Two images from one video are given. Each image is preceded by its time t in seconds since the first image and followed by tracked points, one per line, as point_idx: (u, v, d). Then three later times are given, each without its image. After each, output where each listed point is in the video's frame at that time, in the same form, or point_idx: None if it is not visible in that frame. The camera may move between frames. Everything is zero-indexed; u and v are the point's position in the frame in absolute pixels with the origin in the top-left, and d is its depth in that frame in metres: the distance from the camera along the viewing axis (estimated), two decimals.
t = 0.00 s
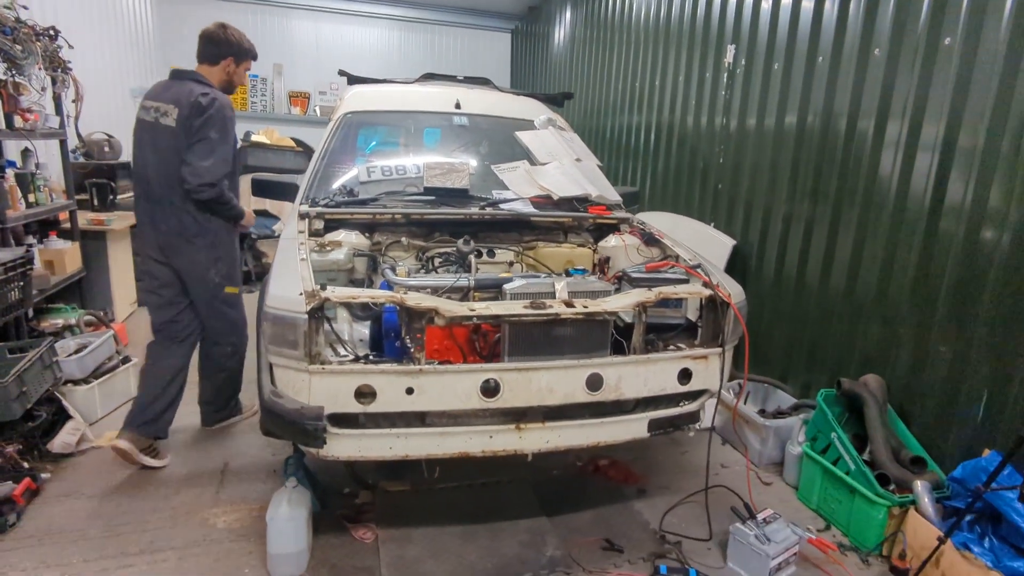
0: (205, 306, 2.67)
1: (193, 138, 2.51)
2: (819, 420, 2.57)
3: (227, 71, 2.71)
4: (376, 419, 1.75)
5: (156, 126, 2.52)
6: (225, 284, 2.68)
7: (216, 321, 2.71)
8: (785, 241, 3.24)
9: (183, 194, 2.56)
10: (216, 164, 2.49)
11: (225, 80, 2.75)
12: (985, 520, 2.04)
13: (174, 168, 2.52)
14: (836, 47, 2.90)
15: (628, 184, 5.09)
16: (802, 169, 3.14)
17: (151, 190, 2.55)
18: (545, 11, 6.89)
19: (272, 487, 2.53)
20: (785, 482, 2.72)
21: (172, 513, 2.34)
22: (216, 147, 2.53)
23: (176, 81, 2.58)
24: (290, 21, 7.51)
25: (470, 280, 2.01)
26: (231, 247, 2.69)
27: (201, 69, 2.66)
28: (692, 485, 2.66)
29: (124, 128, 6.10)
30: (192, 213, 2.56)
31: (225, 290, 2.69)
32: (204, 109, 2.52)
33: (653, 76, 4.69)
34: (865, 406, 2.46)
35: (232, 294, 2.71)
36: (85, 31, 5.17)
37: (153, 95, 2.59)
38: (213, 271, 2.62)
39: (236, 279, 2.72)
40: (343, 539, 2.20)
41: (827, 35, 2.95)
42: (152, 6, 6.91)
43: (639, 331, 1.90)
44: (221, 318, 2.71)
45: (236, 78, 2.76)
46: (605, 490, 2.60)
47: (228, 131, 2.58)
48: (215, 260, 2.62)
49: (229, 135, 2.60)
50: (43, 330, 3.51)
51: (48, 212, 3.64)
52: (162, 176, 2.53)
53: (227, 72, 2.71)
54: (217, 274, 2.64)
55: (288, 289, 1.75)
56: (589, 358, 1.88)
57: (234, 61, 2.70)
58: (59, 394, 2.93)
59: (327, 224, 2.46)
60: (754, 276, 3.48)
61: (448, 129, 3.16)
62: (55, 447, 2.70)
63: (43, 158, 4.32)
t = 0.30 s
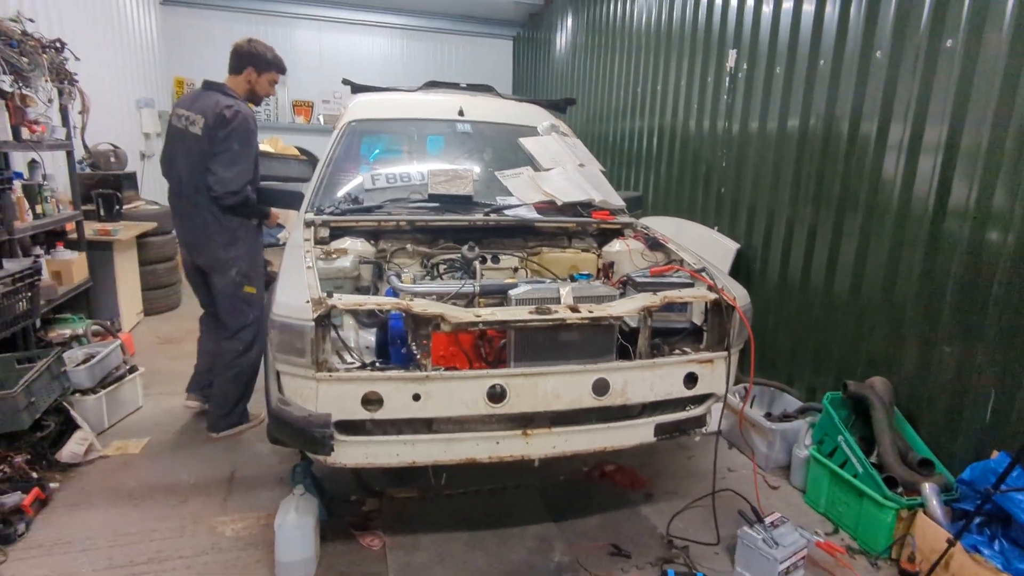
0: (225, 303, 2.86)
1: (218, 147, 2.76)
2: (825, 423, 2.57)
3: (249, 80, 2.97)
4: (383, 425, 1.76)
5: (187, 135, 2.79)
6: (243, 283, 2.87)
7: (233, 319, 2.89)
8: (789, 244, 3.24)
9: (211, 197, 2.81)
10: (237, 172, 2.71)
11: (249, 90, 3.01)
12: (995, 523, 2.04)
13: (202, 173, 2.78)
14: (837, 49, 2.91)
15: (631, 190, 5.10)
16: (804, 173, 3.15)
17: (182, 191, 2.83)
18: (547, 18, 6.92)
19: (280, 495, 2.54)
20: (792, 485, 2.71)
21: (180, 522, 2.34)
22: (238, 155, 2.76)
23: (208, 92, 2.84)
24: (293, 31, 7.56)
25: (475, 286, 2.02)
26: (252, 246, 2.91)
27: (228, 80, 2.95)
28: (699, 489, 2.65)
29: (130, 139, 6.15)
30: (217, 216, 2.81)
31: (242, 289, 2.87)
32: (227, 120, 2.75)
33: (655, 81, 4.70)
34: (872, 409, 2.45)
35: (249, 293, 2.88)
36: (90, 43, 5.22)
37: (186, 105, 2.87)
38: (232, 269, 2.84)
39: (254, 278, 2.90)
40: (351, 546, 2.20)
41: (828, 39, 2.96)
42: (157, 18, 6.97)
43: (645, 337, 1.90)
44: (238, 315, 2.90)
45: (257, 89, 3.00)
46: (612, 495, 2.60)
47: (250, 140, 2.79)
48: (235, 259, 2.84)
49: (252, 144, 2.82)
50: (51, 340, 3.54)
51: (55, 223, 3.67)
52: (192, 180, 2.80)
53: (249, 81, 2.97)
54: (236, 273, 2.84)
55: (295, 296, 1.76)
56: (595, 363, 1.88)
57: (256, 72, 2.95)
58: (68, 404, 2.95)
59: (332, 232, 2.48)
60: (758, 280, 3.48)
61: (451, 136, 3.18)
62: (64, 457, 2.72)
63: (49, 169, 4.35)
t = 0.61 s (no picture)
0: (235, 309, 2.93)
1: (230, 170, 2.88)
2: (838, 439, 2.54)
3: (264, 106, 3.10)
4: (393, 441, 1.75)
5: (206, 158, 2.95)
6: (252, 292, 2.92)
7: (245, 327, 2.96)
8: (799, 258, 3.23)
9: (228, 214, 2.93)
10: (249, 191, 2.82)
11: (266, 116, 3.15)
12: (1013, 542, 1.98)
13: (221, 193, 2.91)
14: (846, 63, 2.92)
15: (639, 203, 5.10)
16: (813, 187, 3.14)
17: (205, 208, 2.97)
18: (554, 32, 6.97)
19: (288, 510, 2.53)
20: (804, 502, 2.68)
21: (187, 537, 2.34)
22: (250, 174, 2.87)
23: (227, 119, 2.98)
24: (303, 45, 7.63)
25: (486, 300, 2.02)
26: (265, 261, 2.98)
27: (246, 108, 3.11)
28: (710, 506, 2.63)
29: (141, 152, 6.20)
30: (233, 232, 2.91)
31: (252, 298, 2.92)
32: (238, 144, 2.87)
33: (663, 95, 4.71)
34: (885, 426, 2.42)
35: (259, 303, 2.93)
36: (103, 57, 5.28)
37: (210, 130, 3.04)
38: (242, 278, 2.91)
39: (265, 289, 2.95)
40: (359, 562, 2.19)
41: (837, 53, 2.97)
42: (169, 32, 7.05)
43: (655, 352, 1.89)
44: (250, 324, 2.96)
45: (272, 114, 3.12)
46: (621, 512, 2.58)
47: (261, 162, 2.90)
48: (247, 270, 2.91)
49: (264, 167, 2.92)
50: (61, 353, 3.55)
51: (67, 236, 3.69)
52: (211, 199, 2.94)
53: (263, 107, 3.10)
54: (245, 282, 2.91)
55: (308, 309, 1.77)
56: (606, 378, 1.87)
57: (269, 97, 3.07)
58: (77, 417, 2.95)
59: (342, 246, 2.49)
60: (768, 294, 3.47)
61: (460, 150, 3.19)
62: (72, 471, 2.72)
63: (62, 182, 4.39)
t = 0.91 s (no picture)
0: (240, 301, 3.27)
1: (231, 172, 3.18)
2: (847, 456, 2.52)
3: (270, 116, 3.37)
4: (400, 455, 1.74)
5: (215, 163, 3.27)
6: (255, 287, 3.24)
7: (250, 317, 3.29)
8: (806, 274, 3.22)
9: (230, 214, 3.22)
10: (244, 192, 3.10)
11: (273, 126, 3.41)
12: None
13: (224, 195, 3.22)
14: (853, 79, 2.93)
15: (644, 217, 5.11)
16: (820, 202, 3.14)
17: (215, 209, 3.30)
18: (560, 47, 7.02)
19: (293, 523, 2.52)
20: (812, 520, 2.66)
21: (191, 550, 2.32)
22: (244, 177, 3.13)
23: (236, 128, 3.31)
24: (311, 59, 7.71)
25: (493, 314, 2.02)
26: (265, 258, 3.25)
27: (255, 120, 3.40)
28: (716, 522, 2.61)
29: (149, 164, 6.24)
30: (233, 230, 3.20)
31: (254, 292, 3.24)
32: (239, 149, 3.17)
33: (669, 109, 4.74)
34: (894, 443, 2.40)
35: (261, 296, 3.26)
36: (115, 70, 5.35)
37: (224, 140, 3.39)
38: (244, 275, 3.22)
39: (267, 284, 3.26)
40: None
41: (844, 69, 2.98)
42: (178, 46, 7.13)
43: (663, 367, 1.89)
44: (253, 315, 3.29)
45: (278, 124, 3.39)
46: (628, 528, 2.56)
47: (257, 165, 3.17)
48: (248, 267, 3.22)
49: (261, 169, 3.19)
50: (67, 363, 3.56)
51: (75, 247, 3.71)
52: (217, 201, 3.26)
53: (269, 117, 3.37)
54: (247, 278, 3.22)
55: (317, 322, 1.77)
56: (614, 393, 1.87)
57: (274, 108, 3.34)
58: (82, 428, 2.95)
59: (349, 258, 2.50)
60: (774, 309, 3.46)
61: (467, 163, 3.20)
62: (76, 482, 2.72)
63: (71, 194, 4.43)
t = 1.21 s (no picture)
0: (227, 301, 3.41)
1: (228, 176, 3.28)
2: (852, 471, 2.49)
3: (267, 121, 3.41)
4: (401, 467, 1.70)
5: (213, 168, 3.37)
6: (241, 290, 3.36)
7: (234, 317, 3.43)
8: (809, 286, 3.20)
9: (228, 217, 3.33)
10: (242, 197, 3.22)
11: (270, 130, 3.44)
12: None
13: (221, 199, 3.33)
14: (858, 91, 2.91)
15: (645, 227, 5.09)
16: (824, 214, 3.12)
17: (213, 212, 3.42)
18: (562, 56, 7.03)
19: (289, 534, 2.47)
20: (816, 535, 2.63)
21: (185, 561, 2.28)
22: (242, 181, 3.25)
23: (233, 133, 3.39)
24: (312, 66, 7.71)
25: (496, 324, 1.99)
26: (256, 261, 3.35)
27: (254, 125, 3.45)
28: (718, 537, 2.57)
29: (149, 169, 6.21)
30: (232, 234, 3.32)
31: (240, 294, 3.36)
32: (235, 155, 3.27)
33: (670, 119, 4.72)
34: (900, 457, 2.37)
35: (246, 299, 3.37)
36: (116, 75, 5.33)
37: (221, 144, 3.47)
38: (233, 278, 3.34)
39: (253, 287, 3.36)
40: None
41: (848, 81, 2.97)
42: (180, 52, 7.12)
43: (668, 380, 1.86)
44: (239, 316, 3.42)
45: (275, 128, 3.42)
46: (629, 542, 2.52)
47: (253, 170, 3.28)
48: (236, 269, 3.34)
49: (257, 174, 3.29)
50: (62, 369, 3.52)
51: (73, 251, 3.67)
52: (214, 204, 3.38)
53: (266, 122, 3.41)
54: (236, 280, 3.35)
55: (317, 330, 1.74)
56: (618, 405, 1.84)
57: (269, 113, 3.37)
58: (76, 435, 2.91)
59: (350, 266, 2.47)
60: (777, 320, 3.44)
61: (470, 171, 3.18)
62: (69, 491, 2.67)
63: (69, 198, 4.40)
